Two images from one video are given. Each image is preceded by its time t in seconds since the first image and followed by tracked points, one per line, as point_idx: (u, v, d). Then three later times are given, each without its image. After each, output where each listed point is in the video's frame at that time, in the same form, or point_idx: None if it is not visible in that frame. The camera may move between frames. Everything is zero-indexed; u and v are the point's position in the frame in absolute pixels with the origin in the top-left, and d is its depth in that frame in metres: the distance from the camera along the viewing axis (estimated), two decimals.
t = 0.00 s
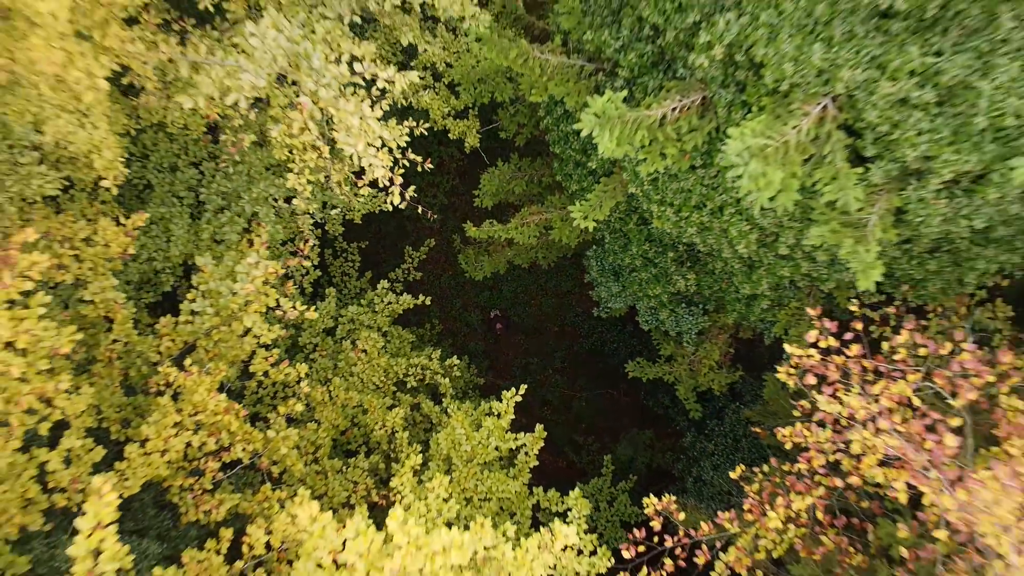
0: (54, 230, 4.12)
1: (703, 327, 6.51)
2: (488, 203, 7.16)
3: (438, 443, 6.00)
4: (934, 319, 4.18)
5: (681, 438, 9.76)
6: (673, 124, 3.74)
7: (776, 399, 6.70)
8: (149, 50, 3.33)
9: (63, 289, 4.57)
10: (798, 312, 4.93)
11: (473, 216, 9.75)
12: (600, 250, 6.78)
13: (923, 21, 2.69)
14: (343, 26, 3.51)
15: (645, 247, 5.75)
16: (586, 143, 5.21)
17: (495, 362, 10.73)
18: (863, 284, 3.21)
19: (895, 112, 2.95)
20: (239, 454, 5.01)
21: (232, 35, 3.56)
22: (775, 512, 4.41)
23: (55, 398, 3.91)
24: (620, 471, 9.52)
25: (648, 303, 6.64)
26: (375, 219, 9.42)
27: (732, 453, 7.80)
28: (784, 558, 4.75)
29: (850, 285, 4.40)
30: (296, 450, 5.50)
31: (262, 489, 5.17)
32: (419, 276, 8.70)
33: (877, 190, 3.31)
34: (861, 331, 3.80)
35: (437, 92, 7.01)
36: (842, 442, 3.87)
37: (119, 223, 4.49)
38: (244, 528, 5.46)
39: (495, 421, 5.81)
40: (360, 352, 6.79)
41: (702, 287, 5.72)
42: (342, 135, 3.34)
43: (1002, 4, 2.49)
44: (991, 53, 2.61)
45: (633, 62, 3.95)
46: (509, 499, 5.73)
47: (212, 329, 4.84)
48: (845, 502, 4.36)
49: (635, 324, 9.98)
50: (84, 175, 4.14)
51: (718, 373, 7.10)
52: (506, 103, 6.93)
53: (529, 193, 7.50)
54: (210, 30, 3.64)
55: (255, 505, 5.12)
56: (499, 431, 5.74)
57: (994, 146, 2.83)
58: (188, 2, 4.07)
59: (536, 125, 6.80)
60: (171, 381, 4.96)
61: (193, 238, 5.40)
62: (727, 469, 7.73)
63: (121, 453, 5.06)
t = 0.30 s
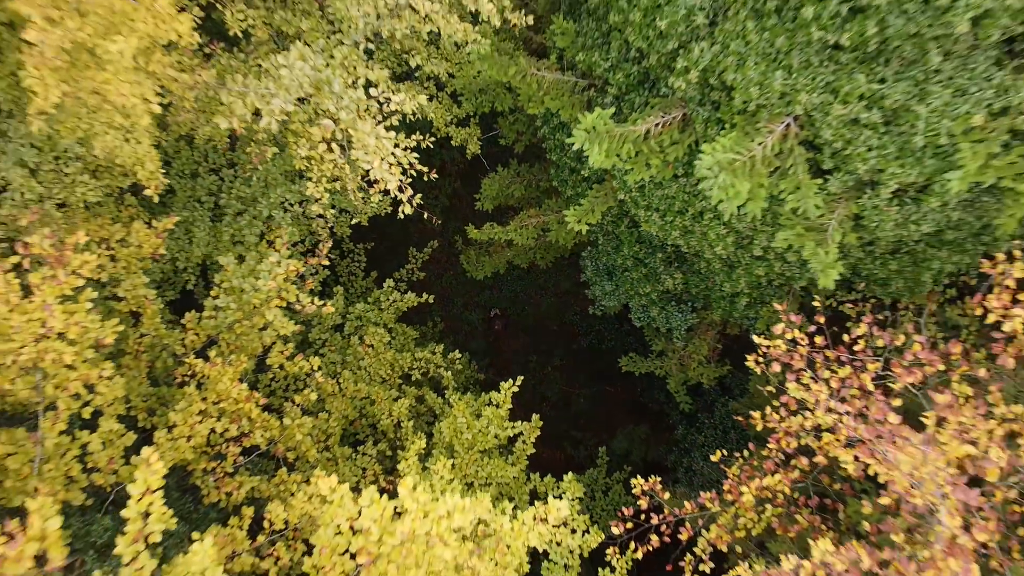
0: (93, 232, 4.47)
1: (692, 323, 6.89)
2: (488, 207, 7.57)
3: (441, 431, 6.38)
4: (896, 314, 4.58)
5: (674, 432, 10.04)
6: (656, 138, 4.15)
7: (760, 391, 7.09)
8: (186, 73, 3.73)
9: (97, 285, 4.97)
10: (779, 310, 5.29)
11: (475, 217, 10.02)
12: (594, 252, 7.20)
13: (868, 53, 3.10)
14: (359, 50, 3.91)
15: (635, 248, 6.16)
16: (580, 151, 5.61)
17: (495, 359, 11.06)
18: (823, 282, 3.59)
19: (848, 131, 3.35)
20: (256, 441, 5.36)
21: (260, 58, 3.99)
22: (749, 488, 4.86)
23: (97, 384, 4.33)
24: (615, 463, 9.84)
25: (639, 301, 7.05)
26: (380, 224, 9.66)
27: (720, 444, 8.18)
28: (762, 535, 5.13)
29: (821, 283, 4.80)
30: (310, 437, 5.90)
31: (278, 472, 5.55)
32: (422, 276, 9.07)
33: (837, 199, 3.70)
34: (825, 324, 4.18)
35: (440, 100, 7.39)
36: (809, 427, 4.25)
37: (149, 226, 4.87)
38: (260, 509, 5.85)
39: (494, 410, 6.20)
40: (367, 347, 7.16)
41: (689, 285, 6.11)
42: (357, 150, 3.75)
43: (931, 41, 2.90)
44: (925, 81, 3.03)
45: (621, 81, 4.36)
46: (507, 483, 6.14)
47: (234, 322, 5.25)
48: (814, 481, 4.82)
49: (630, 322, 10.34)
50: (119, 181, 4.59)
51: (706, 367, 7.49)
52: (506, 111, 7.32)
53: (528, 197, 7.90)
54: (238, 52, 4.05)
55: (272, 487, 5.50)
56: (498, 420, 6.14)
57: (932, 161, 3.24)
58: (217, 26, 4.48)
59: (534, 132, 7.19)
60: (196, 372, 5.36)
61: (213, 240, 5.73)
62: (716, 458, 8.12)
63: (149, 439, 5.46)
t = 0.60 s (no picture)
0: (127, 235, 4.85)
1: (682, 320, 7.27)
2: (489, 210, 7.95)
3: (444, 421, 6.74)
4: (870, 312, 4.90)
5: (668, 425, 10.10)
6: (644, 149, 4.54)
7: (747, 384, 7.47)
8: (217, 92, 4.13)
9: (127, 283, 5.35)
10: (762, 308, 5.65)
11: (477, 220, 10.37)
12: (590, 253, 7.59)
13: (827, 78, 3.49)
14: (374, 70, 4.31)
15: (628, 249, 6.54)
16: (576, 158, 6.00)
17: (495, 357, 11.17)
18: (792, 280, 3.98)
19: (812, 145, 3.75)
20: (273, 429, 5.72)
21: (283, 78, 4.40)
22: (730, 468, 5.29)
23: (132, 373, 4.73)
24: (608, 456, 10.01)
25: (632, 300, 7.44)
26: (385, 225, 10.06)
27: (711, 435, 8.55)
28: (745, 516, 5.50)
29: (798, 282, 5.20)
30: (322, 426, 6.27)
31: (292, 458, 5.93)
32: (426, 275, 9.43)
33: (805, 205, 4.09)
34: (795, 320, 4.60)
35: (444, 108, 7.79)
36: (783, 413, 4.66)
37: (176, 228, 5.26)
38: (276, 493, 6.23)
39: (495, 401, 6.58)
40: (374, 342, 7.53)
41: (679, 284, 6.50)
42: (371, 161, 4.15)
43: (880, 69, 3.30)
44: (878, 102, 3.43)
45: (611, 97, 4.76)
46: (507, 470, 6.51)
47: (254, 317, 5.66)
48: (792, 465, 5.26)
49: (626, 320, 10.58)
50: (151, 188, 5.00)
51: (696, 362, 7.87)
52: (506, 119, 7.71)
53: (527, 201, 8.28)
54: (261, 71, 4.45)
55: (286, 471, 5.87)
56: (498, 410, 6.53)
57: (886, 172, 3.65)
58: (241, 46, 4.88)
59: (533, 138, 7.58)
60: (218, 364, 5.77)
61: (232, 241, 6.02)
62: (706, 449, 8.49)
63: (173, 426, 5.86)
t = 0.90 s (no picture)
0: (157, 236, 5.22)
1: (675, 318, 7.65)
2: (491, 212, 8.35)
3: (449, 412, 7.11)
4: (845, 309, 5.27)
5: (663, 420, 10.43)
6: (634, 157, 4.94)
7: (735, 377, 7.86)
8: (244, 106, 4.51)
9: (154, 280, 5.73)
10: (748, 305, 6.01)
11: (480, 222, 10.71)
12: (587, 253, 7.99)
13: (796, 97, 3.89)
14: (386, 87, 4.72)
15: (622, 249, 6.93)
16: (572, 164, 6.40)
17: (495, 356, 11.29)
18: (768, 278, 4.38)
19: (785, 156, 4.15)
20: (289, 418, 6.09)
21: (303, 93, 4.80)
22: (717, 454, 5.67)
23: (162, 363, 5.12)
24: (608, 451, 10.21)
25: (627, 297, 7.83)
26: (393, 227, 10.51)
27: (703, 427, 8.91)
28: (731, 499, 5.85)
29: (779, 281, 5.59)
30: (334, 416, 6.64)
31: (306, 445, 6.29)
32: (430, 274, 9.78)
33: (781, 209, 4.48)
34: (774, 316, 4.98)
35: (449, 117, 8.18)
36: (763, 401, 5.05)
37: (201, 230, 5.64)
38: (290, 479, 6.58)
39: (496, 393, 6.97)
40: (382, 338, 7.90)
41: (670, 282, 6.89)
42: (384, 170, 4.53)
43: (842, 90, 3.70)
44: (842, 118, 3.82)
45: (605, 109, 5.16)
46: (508, 459, 6.88)
47: (272, 312, 6.07)
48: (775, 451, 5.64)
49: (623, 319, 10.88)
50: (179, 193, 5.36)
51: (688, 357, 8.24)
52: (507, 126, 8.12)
53: (527, 203, 8.66)
54: (284, 86, 4.85)
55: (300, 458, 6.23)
56: (499, 401, 6.92)
57: (851, 180, 4.05)
58: (264, 62, 5.28)
59: (532, 144, 7.97)
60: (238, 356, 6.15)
61: (250, 242, 6.40)
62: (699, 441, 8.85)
63: (196, 415, 6.24)
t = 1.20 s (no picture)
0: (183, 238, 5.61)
1: (667, 315, 8.04)
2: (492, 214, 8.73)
3: (452, 405, 7.49)
4: (823, 306, 5.66)
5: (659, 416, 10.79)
6: (626, 165, 5.33)
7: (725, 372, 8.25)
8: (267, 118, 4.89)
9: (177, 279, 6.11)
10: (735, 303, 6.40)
11: (482, 223, 11.04)
12: (584, 253, 8.37)
13: (771, 112, 4.28)
14: (397, 100, 5.11)
15: (617, 250, 7.32)
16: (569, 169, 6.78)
17: (495, 353, 11.56)
18: (748, 276, 4.77)
19: (762, 165, 4.54)
20: (303, 409, 6.48)
21: (319, 106, 5.19)
22: (705, 442, 6.06)
23: (188, 356, 5.50)
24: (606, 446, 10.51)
25: (622, 296, 8.22)
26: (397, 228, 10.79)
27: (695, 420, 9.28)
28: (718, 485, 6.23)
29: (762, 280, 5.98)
30: (344, 407, 7.02)
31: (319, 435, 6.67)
32: (433, 274, 10.09)
33: (760, 213, 4.87)
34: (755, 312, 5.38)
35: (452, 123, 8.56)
36: (746, 392, 5.44)
37: (222, 233, 6.03)
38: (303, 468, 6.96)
39: (497, 386, 7.35)
40: (388, 334, 8.28)
41: (662, 281, 7.28)
42: (395, 178, 4.92)
43: (811, 106, 4.10)
44: (812, 132, 4.22)
45: (599, 120, 5.55)
46: (508, 449, 7.26)
47: (288, 308, 6.46)
48: (759, 439, 6.01)
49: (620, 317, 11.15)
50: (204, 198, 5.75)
51: (681, 352, 8.57)
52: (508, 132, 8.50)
53: (527, 205, 9.05)
54: (302, 100, 5.24)
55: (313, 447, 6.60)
56: (501, 394, 7.30)
57: (822, 187, 4.45)
58: (282, 76, 5.67)
59: (532, 149, 8.36)
60: (255, 351, 6.55)
61: (265, 244, 6.78)
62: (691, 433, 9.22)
63: (215, 406, 6.63)
